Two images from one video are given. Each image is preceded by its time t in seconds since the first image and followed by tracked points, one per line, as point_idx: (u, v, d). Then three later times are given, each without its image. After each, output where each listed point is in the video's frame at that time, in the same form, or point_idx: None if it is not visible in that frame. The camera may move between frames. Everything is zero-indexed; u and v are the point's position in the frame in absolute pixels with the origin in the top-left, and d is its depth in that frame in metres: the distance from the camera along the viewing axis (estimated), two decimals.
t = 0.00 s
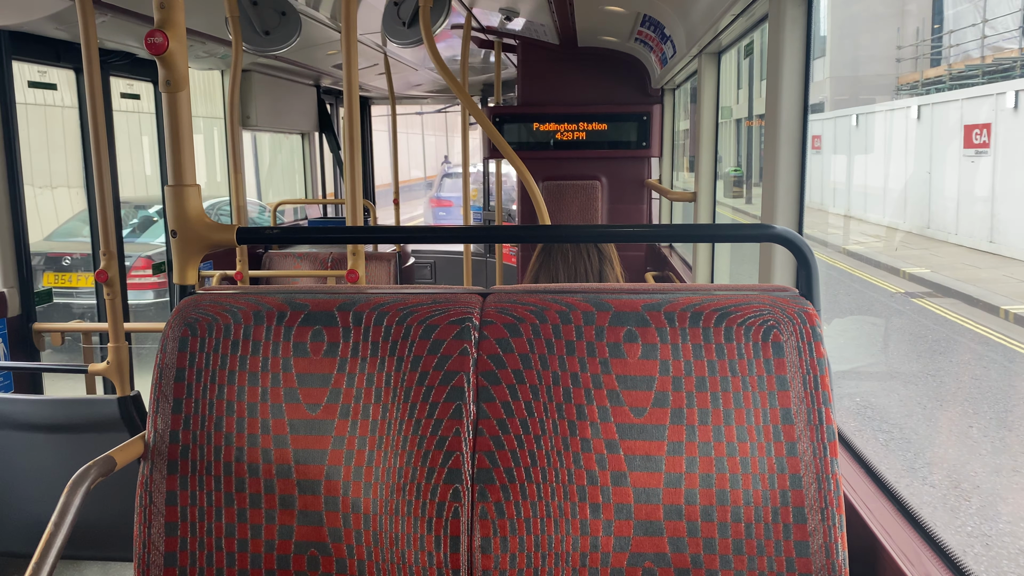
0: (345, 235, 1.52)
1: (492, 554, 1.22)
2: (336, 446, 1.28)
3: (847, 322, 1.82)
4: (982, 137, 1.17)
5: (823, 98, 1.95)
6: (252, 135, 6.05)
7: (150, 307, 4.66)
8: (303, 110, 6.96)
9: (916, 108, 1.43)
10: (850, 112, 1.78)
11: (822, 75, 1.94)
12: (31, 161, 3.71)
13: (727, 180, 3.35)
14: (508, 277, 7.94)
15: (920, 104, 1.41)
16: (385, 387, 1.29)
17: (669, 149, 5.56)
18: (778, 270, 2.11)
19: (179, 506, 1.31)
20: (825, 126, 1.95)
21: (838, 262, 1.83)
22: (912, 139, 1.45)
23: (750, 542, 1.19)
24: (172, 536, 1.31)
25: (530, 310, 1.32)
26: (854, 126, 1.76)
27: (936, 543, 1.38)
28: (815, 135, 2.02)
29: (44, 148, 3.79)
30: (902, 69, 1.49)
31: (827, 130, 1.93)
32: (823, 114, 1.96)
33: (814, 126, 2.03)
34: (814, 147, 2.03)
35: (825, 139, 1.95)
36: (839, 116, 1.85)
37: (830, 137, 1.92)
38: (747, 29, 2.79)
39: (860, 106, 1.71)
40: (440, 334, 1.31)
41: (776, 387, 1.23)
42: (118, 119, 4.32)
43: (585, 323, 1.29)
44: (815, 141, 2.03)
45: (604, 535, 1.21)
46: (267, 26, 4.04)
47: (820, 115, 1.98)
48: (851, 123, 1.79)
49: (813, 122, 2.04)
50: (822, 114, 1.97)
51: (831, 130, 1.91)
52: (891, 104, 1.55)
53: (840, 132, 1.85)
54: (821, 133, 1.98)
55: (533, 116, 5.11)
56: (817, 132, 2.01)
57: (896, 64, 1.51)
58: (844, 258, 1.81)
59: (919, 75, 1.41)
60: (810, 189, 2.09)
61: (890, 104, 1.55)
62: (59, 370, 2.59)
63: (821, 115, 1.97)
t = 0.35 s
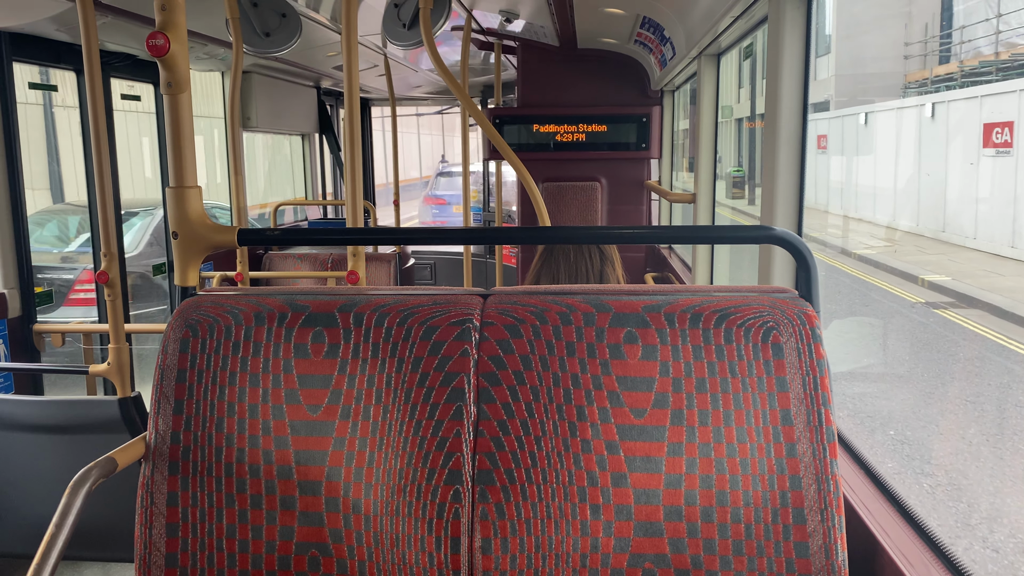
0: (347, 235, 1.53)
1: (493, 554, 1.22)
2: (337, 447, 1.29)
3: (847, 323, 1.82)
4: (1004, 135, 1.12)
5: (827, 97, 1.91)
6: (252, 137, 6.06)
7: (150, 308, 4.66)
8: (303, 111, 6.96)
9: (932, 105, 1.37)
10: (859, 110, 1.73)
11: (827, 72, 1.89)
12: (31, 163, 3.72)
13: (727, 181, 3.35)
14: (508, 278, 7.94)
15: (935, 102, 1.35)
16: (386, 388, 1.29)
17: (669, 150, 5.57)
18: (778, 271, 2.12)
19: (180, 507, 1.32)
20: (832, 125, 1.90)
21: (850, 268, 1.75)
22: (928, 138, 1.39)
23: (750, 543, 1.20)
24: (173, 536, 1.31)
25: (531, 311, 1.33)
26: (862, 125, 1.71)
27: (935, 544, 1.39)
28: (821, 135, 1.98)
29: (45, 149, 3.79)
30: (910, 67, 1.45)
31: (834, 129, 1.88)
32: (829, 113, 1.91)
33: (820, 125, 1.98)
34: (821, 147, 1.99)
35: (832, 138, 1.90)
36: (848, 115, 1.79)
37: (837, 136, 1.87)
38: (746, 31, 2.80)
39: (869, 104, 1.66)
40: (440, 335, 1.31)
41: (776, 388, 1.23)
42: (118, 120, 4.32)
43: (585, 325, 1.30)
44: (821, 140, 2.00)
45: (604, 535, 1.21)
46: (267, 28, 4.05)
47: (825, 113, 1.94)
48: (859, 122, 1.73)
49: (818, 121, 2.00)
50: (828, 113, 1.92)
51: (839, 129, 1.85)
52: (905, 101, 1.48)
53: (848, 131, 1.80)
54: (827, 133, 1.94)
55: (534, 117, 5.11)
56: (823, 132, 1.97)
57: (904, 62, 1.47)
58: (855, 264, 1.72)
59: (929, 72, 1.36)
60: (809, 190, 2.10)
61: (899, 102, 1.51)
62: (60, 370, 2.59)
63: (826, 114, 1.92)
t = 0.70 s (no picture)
0: (345, 235, 1.53)
1: (491, 554, 1.22)
2: (335, 446, 1.28)
3: (846, 323, 1.82)
4: None
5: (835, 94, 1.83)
6: (251, 135, 6.05)
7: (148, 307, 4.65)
8: (302, 109, 6.95)
9: (951, 102, 1.28)
10: (871, 108, 1.64)
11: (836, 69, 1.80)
12: (29, 161, 3.71)
13: (726, 181, 3.35)
14: (507, 278, 7.93)
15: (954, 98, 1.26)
16: (384, 387, 1.29)
17: (668, 150, 5.57)
18: (777, 271, 2.11)
19: (177, 506, 1.32)
20: (842, 123, 1.82)
21: (869, 276, 1.64)
22: (945, 138, 1.31)
23: (748, 543, 1.20)
24: (170, 536, 1.31)
25: (529, 311, 1.32)
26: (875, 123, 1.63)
27: (933, 544, 1.39)
28: (830, 134, 1.91)
29: (42, 147, 3.79)
30: (920, 64, 1.39)
31: (843, 127, 1.81)
32: (838, 111, 1.83)
33: (828, 123, 1.90)
34: (830, 146, 1.91)
35: (842, 137, 1.83)
36: (858, 112, 1.71)
37: (848, 136, 1.79)
38: (746, 30, 2.79)
39: (884, 100, 1.57)
40: (439, 334, 1.31)
41: (774, 388, 1.23)
42: (116, 118, 4.32)
43: (584, 324, 1.29)
44: (830, 140, 1.91)
45: (602, 535, 1.21)
46: (266, 26, 4.04)
47: (833, 112, 1.86)
48: (871, 119, 1.65)
49: (825, 120, 1.92)
50: (837, 110, 1.84)
51: (851, 127, 1.77)
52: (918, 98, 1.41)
53: (857, 130, 1.73)
54: (837, 132, 1.86)
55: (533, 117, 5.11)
56: (832, 130, 1.89)
57: (916, 58, 1.42)
58: (873, 271, 1.61)
59: (942, 69, 1.30)
60: (808, 190, 2.10)
61: (900, 100, 1.48)
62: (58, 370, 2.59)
63: (835, 111, 1.84)
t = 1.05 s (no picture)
0: (343, 234, 1.52)
1: (487, 553, 1.22)
2: (331, 445, 1.28)
3: (843, 322, 1.82)
4: None
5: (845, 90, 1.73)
6: (249, 134, 6.04)
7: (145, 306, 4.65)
8: (299, 108, 6.94)
9: (978, 96, 1.21)
10: (888, 103, 1.55)
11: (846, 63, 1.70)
12: (25, 159, 3.68)
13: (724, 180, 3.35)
14: (505, 278, 7.92)
15: (983, 92, 1.19)
16: (381, 386, 1.29)
17: (665, 149, 5.56)
18: (773, 270, 2.12)
19: (173, 505, 1.31)
20: (856, 120, 1.72)
21: (895, 285, 1.52)
22: (975, 134, 1.22)
23: (744, 542, 1.20)
24: (166, 535, 1.31)
25: (526, 310, 1.32)
26: (892, 120, 1.54)
27: (928, 544, 1.40)
28: (842, 131, 1.81)
29: (38, 146, 3.76)
30: (937, 57, 1.32)
31: (856, 125, 1.72)
32: (851, 107, 1.73)
33: (841, 120, 1.80)
34: (843, 144, 1.81)
35: (854, 136, 1.73)
36: (870, 109, 1.63)
37: (854, 134, 1.74)
38: (743, 30, 2.80)
39: (902, 96, 1.48)
40: (435, 334, 1.31)
41: (771, 387, 1.23)
42: (113, 116, 4.30)
43: (581, 324, 1.29)
44: (843, 137, 1.81)
45: (599, 535, 1.21)
46: (264, 25, 4.04)
47: (846, 108, 1.75)
48: (888, 117, 1.56)
49: (839, 116, 1.81)
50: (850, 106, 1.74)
51: (865, 126, 1.67)
52: (934, 94, 1.34)
53: (871, 128, 1.64)
54: (848, 129, 1.76)
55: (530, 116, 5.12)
56: (845, 127, 1.79)
57: (932, 52, 1.35)
58: (900, 279, 1.49)
59: (961, 63, 1.23)
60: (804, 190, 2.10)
61: (913, 97, 1.43)
62: (54, 368, 2.58)
63: (846, 108, 1.75)
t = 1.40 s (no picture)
0: (341, 231, 1.52)
1: (487, 550, 1.22)
2: (330, 442, 1.28)
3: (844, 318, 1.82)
4: None
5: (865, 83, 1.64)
6: (246, 131, 6.03)
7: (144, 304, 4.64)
8: (297, 106, 6.93)
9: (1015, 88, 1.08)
10: (913, 97, 1.43)
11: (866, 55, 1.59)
12: (21, 156, 3.67)
13: (723, 176, 3.34)
14: (504, 275, 7.91)
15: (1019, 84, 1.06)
16: (380, 383, 1.29)
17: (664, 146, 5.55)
18: (773, 266, 2.11)
19: (172, 502, 1.31)
20: (876, 115, 1.61)
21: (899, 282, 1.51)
22: (1011, 131, 1.11)
23: (745, 538, 1.19)
24: (165, 532, 1.31)
25: (525, 306, 1.32)
26: (917, 115, 1.42)
27: (930, 540, 1.40)
28: (860, 127, 1.69)
29: (35, 143, 3.74)
30: (960, 49, 1.23)
31: (868, 119, 1.65)
32: (872, 101, 1.62)
33: (860, 115, 1.68)
34: (862, 141, 1.69)
35: (874, 132, 1.62)
36: (895, 103, 1.51)
37: (853, 130, 1.75)
38: (742, 25, 2.79)
39: (929, 88, 1.37)
40: (434, 330, 1.30)
41: (771, 382, 1.23)
42: (110, 114, 4.28)
43: (580, 319, 1.29)
44: (861, 133, 1.70)
45: (599, 531, 1.21)
46: (261, 22, 4.03)
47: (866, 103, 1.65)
48: (912, 112, 1.44)
49: (857, 111, 1.71)
50: (869, 100, 1.63)
51: (888, 122, 1.56)
52: (958, 88, 1.25)
53: (895, 124, 1.52)
54: (868, 125, 1.65)
55: (528, 113, 5.14)
56: (864, 123, 1.68)
57: (956, 43, 1.25)
58: (903, 277, 1.48)
59: (986, 54, 1.15)
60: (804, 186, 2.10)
61: (942, 90, 1.31)
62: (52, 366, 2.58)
63: (866, 103, 1.64)
